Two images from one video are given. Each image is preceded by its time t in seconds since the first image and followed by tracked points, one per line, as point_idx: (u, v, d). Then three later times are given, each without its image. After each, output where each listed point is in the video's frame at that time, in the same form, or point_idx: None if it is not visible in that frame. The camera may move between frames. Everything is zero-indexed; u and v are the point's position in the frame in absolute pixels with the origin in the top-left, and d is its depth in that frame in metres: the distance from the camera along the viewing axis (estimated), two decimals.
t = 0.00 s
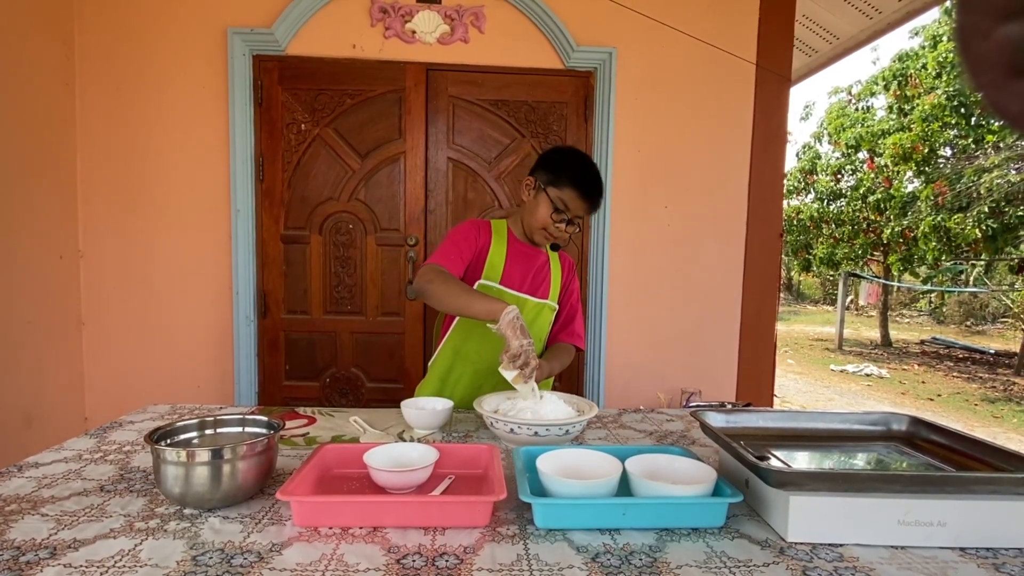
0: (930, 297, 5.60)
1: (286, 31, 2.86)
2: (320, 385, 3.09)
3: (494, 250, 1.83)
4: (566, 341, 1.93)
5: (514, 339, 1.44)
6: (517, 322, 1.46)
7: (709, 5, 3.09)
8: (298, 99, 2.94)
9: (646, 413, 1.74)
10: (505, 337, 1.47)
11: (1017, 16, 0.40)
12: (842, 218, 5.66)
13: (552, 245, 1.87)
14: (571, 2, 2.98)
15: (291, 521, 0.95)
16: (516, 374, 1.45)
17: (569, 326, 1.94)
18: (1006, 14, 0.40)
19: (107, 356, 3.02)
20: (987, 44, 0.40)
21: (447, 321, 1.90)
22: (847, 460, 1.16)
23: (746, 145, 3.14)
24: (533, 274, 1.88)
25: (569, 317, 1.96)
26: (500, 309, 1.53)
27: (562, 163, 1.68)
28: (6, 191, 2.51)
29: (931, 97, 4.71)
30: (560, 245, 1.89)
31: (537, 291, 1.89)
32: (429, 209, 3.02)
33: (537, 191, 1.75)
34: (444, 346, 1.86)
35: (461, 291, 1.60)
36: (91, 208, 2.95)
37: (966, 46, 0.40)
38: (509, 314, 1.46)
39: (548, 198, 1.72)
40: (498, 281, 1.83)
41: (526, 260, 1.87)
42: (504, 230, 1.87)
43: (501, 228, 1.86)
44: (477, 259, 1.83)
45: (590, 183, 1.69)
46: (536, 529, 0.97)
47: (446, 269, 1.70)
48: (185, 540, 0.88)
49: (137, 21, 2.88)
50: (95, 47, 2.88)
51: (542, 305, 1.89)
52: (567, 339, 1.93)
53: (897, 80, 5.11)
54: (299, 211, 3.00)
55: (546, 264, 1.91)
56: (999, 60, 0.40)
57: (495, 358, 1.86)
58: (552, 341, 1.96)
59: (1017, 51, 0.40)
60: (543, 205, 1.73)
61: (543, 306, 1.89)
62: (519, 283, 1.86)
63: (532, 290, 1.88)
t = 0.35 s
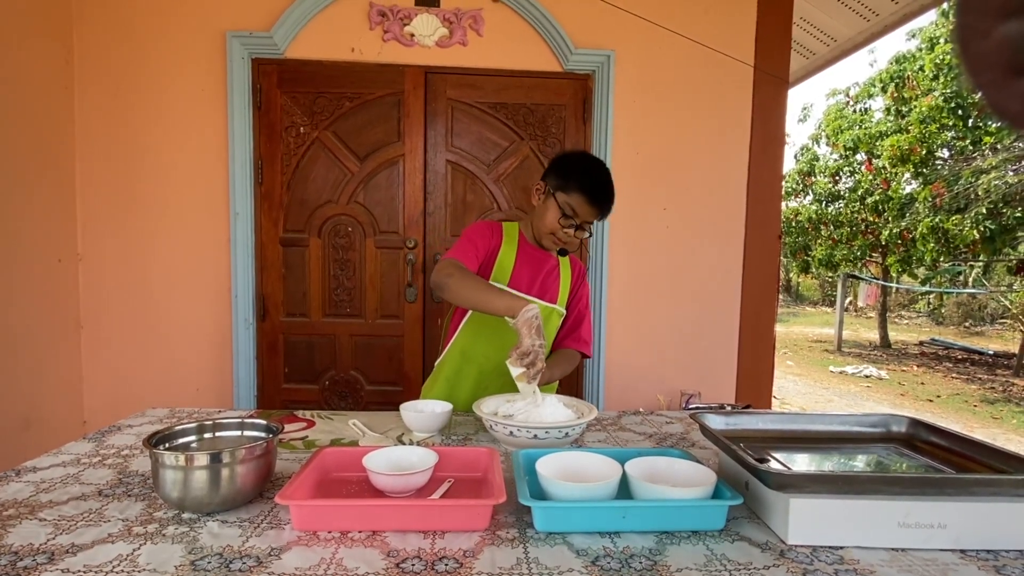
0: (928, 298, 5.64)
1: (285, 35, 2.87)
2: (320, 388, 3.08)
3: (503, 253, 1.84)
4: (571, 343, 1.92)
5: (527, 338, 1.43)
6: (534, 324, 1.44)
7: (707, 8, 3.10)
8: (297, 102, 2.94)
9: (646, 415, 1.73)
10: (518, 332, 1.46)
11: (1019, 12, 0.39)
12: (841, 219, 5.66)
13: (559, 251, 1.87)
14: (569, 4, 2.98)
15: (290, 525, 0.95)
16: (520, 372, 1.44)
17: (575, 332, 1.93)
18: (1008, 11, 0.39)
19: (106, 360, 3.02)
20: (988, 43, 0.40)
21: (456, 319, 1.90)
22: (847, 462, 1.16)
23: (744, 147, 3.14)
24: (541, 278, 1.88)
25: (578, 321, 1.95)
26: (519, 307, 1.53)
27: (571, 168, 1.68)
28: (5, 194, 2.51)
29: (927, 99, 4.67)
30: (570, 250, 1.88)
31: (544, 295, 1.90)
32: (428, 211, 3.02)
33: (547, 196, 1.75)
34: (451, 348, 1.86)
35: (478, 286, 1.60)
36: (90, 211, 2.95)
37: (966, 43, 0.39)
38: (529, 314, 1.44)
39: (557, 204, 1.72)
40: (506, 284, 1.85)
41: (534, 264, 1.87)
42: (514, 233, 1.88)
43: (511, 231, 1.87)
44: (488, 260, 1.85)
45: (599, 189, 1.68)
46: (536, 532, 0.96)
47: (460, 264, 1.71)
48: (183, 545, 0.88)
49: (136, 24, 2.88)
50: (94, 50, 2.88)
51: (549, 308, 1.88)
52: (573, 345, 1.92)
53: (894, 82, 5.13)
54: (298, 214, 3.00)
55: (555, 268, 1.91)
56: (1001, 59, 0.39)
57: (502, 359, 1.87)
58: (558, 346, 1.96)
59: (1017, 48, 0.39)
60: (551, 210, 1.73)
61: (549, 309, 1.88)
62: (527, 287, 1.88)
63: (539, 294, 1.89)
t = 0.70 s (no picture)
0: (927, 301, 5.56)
1: (285, 40, 2.87)
2: (319, 392, 3.08)
3: (511, 259, 1.84)
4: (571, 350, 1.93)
5: (548, 343, 1.42)
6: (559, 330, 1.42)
7: (705, 13, 3.11)
8: (296, 107, 2.95)
9: (644, 419, 1.74)
10: (544, 332, 1.46)
11: None
12: (839, 222, 5.67)
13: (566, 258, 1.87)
14: (567, 10, 3.00)
15: (289, 529, 0.95)
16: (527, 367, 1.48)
17: (575, 339, 1.93)
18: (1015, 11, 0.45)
19: (105, 364, 3.02)
20: (995, 39, 0.46)
21: (460, 321, 1.90)
22: (845, 464, 1.16)
23: (742, 151, 3.15)
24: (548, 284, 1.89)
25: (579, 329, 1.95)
26: (552, 309, 1.47)
27: (582, 177, 1.69)
28: (5, 198, 2.52)
29: (925, 102, 4.70)
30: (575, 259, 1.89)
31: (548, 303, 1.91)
32: (428, 214, 3.03)
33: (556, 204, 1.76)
34: (455, 352, 1.85)
35: (508, 286, 1.57)
36: (90, 216, 2.95)
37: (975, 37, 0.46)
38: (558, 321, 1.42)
39: (566, 211, 1.72)
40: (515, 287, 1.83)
41: (540, 271, 1.88)
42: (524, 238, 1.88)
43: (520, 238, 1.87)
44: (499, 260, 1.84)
45: (609, 199, 1.68)
46: (534, 535, 0.96)
47: (484, 261, 1.69)
48: (181, 548, 0.88)
49: (136, 29, 2.89)
50: (94, 56, 2.89)
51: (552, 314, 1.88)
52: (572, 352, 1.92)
53: (892, 86, 5.15)
54: (297, 218, 3.00)
55: (560, 275, 1.91)
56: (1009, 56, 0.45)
57: (509, 360, 1.88)
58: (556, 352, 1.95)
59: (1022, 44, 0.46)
60: (560, 217, 1.73)
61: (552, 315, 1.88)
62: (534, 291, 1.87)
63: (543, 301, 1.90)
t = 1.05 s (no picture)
0: (927, 305, 5.65)
1: (285, 45, 2.89)
2: (318, 396, 3.08)
3: (515, 261, 1.84)
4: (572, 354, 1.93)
5: (554, 348, 1.46)
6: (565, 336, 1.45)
7: (703, 18, 3.13)
8: (296, 112, 2.96)
9: (642, 422, 1.74)
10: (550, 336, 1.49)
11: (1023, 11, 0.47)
12: (838, 226, 5.68)
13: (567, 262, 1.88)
14: (566, 16, 3.01)
15: (287, 532, 0.95)
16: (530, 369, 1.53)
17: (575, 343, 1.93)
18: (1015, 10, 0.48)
19: (105, 368, 3.02)
20: (997, 38, 0.48)
21: (462, 323, 1.90)
22: (842, 467, 1.16)
23: (740, 155, 3.17)
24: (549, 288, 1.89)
25: (579, 334, 1.95)
26: (560, 316, 1.51)
27: (583, 183, 1.70)
28: (6, 203, 2.53)
29: (923, 106, 4.72)
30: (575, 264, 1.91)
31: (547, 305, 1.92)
32: (427, 219, 3.03)
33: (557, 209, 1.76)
34: (458, 353, 1.86)
35: (516, 287, 1.57)
36: (90, 220, 2.96)
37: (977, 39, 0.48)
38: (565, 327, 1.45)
39: (567, 216, 1.73)
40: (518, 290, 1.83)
41: (541, 275, 1.89)
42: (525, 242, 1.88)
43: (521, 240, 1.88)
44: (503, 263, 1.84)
45: (610, 206, 1.69)
46: (532, 538, 0.97)
47: (491, 261, 1.68)
48: (180, 552, 0.88)
49: (137, 35, 2.90)
50: (95, 61, 2.91)
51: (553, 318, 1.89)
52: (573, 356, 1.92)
53: (890, 91, 5.17)
54: (297, 223, 3.01)
55: (560, 280, 1.92)
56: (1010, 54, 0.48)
57: (510, 362, 1.89)
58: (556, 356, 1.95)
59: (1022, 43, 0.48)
60: (561, 222, 1.74)
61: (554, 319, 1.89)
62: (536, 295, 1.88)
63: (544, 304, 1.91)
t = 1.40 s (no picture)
0: (927, 309, 5.57)
1: (286, 51, 2.90)
2: (317, 400, 3.09)
3: (509, 266, 1.86)
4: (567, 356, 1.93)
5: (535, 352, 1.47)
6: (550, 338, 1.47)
7: (701, 24, 3.15)
8: (297, 117, 2.98)
9: (641, 425, 1.74)
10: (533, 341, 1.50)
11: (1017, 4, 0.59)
12: (838, 230, 5.69)
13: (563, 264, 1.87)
14: (565, 21, 3.03)
15: (286, 535, 0.95)
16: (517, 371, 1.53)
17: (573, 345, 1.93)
18: (1007, 5, 0.60)
19: (105, 372, 3.03)
20: (992, 31, 0.60)
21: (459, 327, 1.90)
22: (840, 470, 1.17)
23: (739, 160, 3.18)
24: (545, 292, 1.90)
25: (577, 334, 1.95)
26: (542, 318, 1.51)
27: (575, 184, 1.70)
28: (7, 207, 2.54)
29: (922, 111, 4.73)
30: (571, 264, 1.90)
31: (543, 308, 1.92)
32: (427, 223, 3.04)
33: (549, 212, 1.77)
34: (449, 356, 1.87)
35: (509, 297, 1.57)
36: (91, 224, 2.97)
37: (976, 33, 0.61)
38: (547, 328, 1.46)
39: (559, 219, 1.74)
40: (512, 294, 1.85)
41: (537, 278, 1.90)
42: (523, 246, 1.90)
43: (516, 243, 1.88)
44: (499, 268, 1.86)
45: (601, 206, 1.69)
46: (530, 542, 0.97)
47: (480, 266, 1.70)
48: (179, 554, 0.88)
49: (139, 40, 2.92)
50: (97, 66, 2.92)
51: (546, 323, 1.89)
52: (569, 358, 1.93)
53: (888, 95, 5.16)
54: (297, 227, 3.02)
55: (558, 283, 1.92)
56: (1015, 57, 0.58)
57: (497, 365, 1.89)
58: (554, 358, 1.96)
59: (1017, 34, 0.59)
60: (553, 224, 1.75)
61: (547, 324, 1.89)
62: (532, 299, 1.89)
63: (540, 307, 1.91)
